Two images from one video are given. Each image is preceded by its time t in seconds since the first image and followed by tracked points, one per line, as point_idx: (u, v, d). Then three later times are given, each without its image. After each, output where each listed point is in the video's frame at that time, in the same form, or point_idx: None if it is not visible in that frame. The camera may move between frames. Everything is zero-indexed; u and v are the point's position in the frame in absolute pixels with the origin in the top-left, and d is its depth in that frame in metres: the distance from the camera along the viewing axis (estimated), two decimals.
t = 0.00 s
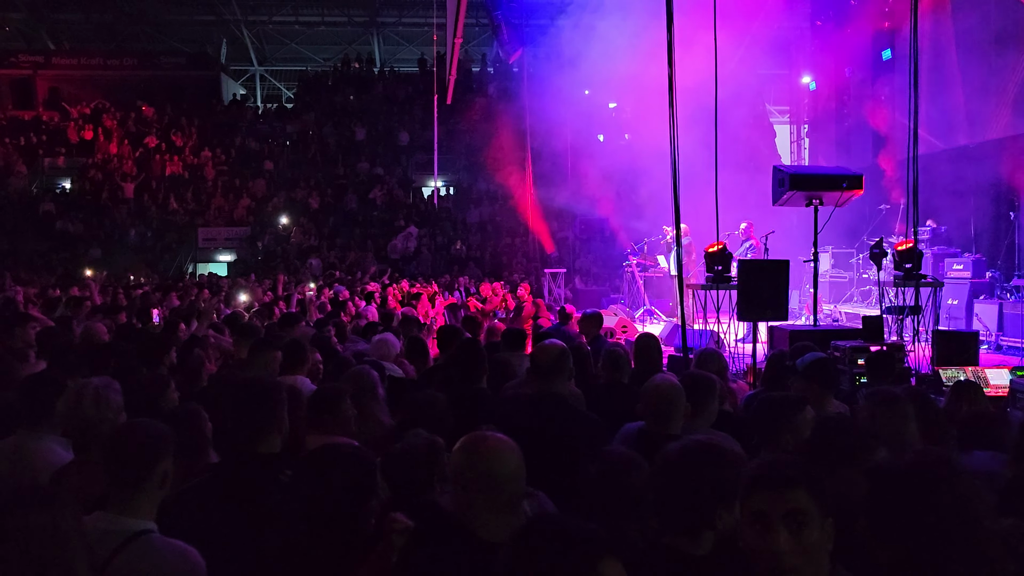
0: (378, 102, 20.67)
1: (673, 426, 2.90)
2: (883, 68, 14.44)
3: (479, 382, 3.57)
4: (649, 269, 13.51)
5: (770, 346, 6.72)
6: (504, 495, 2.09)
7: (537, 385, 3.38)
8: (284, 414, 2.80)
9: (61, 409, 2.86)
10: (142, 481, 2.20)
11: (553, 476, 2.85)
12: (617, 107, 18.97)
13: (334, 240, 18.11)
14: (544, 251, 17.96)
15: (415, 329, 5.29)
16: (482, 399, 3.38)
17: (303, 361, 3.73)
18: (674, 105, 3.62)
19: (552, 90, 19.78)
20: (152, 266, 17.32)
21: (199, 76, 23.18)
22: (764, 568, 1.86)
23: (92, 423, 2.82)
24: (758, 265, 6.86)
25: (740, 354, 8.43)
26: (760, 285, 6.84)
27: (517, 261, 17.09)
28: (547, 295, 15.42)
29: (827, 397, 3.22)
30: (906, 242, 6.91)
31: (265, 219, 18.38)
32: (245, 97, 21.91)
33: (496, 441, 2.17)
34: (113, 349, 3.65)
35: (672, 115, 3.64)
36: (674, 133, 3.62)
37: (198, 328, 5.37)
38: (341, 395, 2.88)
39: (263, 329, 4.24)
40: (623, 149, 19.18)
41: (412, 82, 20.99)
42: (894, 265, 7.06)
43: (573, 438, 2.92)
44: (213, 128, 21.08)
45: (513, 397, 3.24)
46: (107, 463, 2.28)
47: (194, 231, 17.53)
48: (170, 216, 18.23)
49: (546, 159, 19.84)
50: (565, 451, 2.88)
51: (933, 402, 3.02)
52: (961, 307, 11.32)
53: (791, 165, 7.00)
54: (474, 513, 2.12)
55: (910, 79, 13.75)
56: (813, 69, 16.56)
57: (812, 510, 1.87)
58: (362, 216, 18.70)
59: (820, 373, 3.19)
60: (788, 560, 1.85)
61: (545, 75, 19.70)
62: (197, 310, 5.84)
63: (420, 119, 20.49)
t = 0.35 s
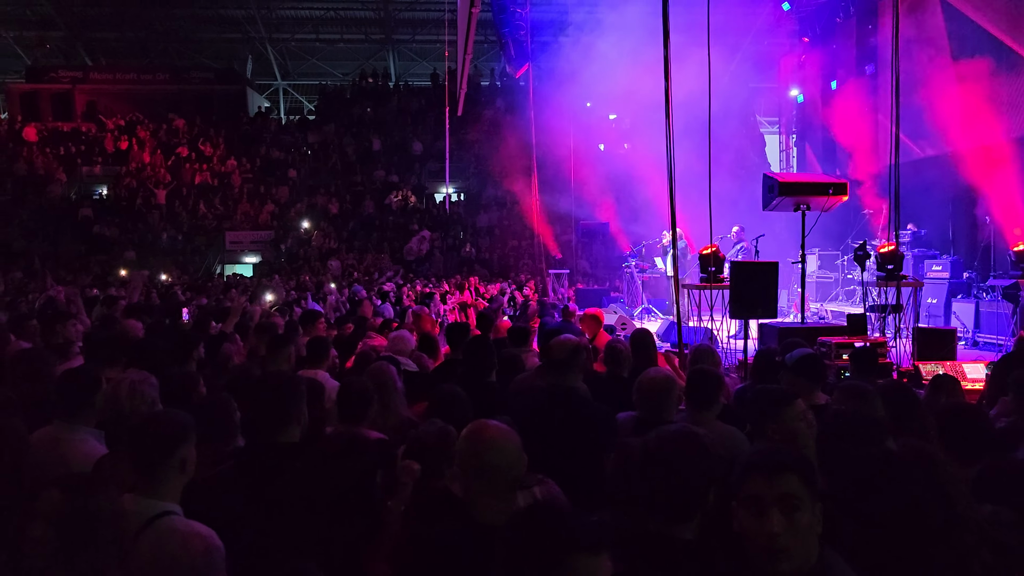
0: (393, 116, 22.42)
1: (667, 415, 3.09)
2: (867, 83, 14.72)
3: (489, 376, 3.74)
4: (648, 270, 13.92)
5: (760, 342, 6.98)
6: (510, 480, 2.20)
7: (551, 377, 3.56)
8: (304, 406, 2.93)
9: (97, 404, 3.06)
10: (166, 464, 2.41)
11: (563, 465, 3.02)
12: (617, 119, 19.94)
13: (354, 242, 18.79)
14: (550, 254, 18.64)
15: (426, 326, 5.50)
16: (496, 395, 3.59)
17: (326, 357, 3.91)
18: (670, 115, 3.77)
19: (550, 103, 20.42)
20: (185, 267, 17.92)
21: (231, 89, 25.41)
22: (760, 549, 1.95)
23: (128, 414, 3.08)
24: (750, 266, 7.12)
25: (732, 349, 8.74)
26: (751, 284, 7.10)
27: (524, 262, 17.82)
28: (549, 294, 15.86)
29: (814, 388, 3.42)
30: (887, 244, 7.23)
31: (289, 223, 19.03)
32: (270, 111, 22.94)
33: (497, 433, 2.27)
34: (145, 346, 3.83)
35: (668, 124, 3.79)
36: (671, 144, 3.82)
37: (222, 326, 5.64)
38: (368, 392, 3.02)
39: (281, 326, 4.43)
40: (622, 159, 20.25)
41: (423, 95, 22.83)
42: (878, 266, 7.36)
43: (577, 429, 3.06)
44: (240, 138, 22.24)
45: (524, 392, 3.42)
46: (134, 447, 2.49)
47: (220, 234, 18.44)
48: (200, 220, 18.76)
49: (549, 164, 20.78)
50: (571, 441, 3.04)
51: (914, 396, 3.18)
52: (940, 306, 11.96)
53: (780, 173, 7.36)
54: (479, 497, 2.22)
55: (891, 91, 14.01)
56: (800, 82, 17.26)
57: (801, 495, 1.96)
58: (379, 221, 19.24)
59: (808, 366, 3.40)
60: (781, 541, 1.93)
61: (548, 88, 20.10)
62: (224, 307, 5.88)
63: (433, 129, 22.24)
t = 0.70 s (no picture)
0: (411, 130, 23.67)
1: (656, 399, 3.41)
2: (840, 101, 15.49)
3: (499, 367, 4.05)
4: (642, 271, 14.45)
5: (744, 336, 7.36)
6: (511, 454, 2.51)
7: (568, 365, 3.75)
8: (328, 394, 3.10)
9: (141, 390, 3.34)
10: (201, 443, 2.55)
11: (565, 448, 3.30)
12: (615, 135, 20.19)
13: (377, 245, 20.28)
14: (553, 255, 19.66)
15: (441, 321, 5.78)
16: (509, 382, 3.89)
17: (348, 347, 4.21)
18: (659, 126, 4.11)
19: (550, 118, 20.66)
20: (224, 267, 19.15)
21: (263, 107, 25.84)
22: (744, 523, 2.18)
23: (172, 399, 3.37)
24: (738, 267, 7.49)
25: (719, 343, 9.18)
26: (737, 282, 7.46)
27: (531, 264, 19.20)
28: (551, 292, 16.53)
29: (796, 378, 3.74)
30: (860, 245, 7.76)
31: (317, 229, 20.58)
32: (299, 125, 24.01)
33: (512, 414, 2.58)
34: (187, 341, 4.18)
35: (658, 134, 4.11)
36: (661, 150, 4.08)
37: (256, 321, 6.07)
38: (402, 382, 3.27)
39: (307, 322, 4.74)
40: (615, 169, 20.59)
41: (440, 112, 24.13)
42: (851, 266, 7.91)
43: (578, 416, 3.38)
44: (272, 149, 23.46)
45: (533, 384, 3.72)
46: (173, 428, 2.64)
47: (257, 237, 19.57)
48: (236, 225, 19.82)
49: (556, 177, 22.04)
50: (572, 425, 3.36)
51: (886, 385, 3.50)
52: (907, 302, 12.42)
53: (762, 182, 8.17)
54: (495, 475, 2.55)
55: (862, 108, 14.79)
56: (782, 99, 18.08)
57: (784, 473, 2.23)
58: (399, 227, 20.94)
59: (790, 359, 3.74)
60: (767, 515, 2.16)
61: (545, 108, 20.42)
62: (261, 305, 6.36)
63: (448, 142, 23.65)
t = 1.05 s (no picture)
0: (419, 130, 23.82)
1: (659, 397, 3.46)
2: (850, 99, 15.65)
3: (505, 367, 4.04)
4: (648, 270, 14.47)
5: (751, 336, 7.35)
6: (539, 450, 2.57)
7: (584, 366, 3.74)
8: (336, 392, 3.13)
9: (147, 389, 3.38)
10: (209, 441, 2.59)
11: (576, 447, 3.29)
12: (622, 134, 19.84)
13: (383, 245, 20.30)
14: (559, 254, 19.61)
15: (447, 320, 5.78)
16: (515, 379, 3.91)
17: (357, 346, 4.23)
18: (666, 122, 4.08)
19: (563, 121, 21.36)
20: (231, 267, 19.12)
21: (270, 107, 26.35)
22: (754, 526, 2.20)
23: (177, 398, 3.33)
24: (745, 266, 7.48)
25: (726, 343, 9.18)
26: (744, 282, 7.45)
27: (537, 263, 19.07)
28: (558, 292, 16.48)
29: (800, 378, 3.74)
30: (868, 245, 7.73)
31: (324, 228, 20.27)
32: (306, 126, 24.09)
33: (540, 414, 2.66)
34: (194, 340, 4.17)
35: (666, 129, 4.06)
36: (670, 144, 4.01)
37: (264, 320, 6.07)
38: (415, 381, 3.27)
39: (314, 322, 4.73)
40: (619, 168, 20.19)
41: (447, 113, 24.26)
42: (859, 265, 7.88)
43: (586, 415, 3.37)
44: (280, 150, 23.61)
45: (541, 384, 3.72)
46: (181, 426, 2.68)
47: (264, 237, 19.41)
48: (244, 224, 19.92)
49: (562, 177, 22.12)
50: (584, 422, 3.36)
51: (892, 385, 3.50)
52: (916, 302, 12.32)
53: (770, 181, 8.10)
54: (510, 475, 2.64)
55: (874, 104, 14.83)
56: (791, 99, 18.14)
57: (792, 474, 2.23)
58: (405, 226, 20.92)
59: (795, 359, 3.73)
60: (777, 517, 2.17)
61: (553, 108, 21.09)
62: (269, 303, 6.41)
63: (455, 142, 23.73)
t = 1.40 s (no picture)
0: (430, 131, 23.70)
1: (666, 394, 3.48)
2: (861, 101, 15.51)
3: (515, 367, 4.02)
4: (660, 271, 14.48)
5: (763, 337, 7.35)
6: (552, 451, 2.57)
7: (599, 367, 3.72)
8: (348, 391, 3.12)
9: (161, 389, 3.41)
10: (224, 440, 2.60)
11: (587, 449, 3.27)
12: (634, 134, 20.20)
13: (395, 246, 20.41)
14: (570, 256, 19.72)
15: (457, 321, 5.78)
16: (528, 378, 3.90)
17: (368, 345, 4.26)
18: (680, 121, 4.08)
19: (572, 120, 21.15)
20: (242, 269, 19.34)
21: (283, 109, 26.58)
22: (764, 530, 2.18)
23: (183, 401, 3.14)
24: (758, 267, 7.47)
25: (738, 344, 9.17)
26: (755, 283, 7.45)
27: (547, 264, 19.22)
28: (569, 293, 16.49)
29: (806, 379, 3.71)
30: (881, 246, 7.71)
31: (335, 228, 20.76)
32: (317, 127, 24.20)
33: (550, 416, 2.63)
34: (207, 339, 4.18)
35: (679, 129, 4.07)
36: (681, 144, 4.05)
37: (278, 321, 6.08)
38: (432, 379, 3.28)
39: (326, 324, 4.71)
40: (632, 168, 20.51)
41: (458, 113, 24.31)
42: (872, 266, 7.85)
43: (606, 415, 3.35)
44: (291, 151, 23.70)
45: (557, 386, 3.72)
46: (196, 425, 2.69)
47: (276, 238, 19.65)
48: (257, 227, 20.14)
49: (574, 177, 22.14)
50: (597, 422, 3.35)
51: (905, 385, 3.47)
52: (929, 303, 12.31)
53: (781, 182, 8.13)
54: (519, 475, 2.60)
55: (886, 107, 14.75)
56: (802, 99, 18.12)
57: (803, 481, 2.20)
58: (417, 227, 21.07)
59: (804, 359, 3.71)
60: (786, 523, 2.15)
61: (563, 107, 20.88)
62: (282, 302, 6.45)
63: (466, 142, 23.75)
